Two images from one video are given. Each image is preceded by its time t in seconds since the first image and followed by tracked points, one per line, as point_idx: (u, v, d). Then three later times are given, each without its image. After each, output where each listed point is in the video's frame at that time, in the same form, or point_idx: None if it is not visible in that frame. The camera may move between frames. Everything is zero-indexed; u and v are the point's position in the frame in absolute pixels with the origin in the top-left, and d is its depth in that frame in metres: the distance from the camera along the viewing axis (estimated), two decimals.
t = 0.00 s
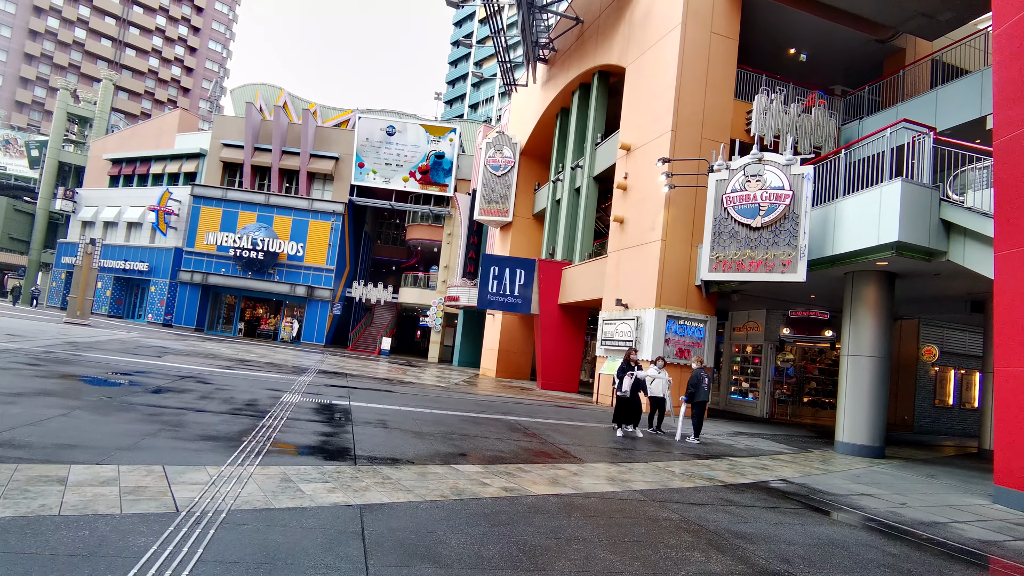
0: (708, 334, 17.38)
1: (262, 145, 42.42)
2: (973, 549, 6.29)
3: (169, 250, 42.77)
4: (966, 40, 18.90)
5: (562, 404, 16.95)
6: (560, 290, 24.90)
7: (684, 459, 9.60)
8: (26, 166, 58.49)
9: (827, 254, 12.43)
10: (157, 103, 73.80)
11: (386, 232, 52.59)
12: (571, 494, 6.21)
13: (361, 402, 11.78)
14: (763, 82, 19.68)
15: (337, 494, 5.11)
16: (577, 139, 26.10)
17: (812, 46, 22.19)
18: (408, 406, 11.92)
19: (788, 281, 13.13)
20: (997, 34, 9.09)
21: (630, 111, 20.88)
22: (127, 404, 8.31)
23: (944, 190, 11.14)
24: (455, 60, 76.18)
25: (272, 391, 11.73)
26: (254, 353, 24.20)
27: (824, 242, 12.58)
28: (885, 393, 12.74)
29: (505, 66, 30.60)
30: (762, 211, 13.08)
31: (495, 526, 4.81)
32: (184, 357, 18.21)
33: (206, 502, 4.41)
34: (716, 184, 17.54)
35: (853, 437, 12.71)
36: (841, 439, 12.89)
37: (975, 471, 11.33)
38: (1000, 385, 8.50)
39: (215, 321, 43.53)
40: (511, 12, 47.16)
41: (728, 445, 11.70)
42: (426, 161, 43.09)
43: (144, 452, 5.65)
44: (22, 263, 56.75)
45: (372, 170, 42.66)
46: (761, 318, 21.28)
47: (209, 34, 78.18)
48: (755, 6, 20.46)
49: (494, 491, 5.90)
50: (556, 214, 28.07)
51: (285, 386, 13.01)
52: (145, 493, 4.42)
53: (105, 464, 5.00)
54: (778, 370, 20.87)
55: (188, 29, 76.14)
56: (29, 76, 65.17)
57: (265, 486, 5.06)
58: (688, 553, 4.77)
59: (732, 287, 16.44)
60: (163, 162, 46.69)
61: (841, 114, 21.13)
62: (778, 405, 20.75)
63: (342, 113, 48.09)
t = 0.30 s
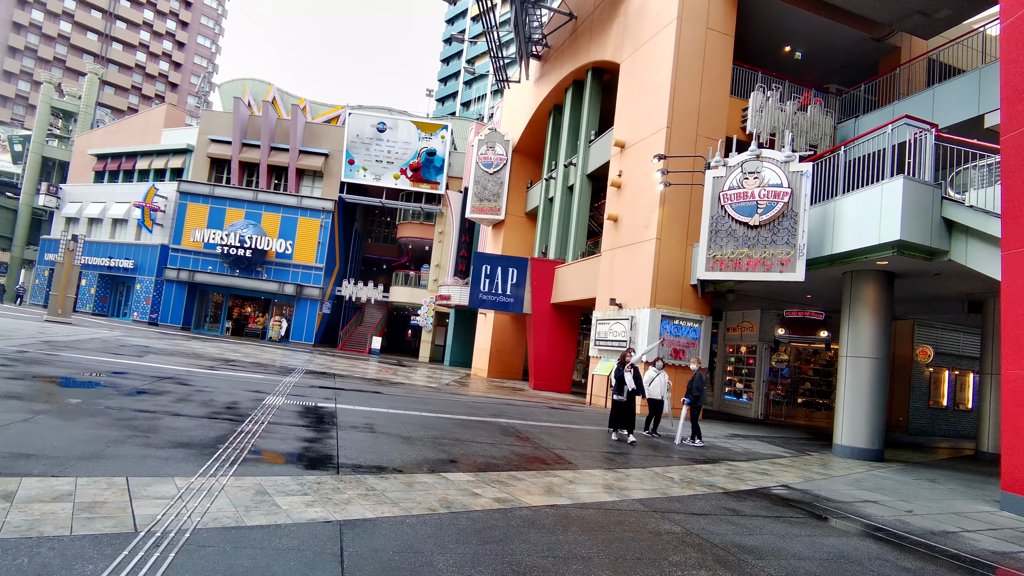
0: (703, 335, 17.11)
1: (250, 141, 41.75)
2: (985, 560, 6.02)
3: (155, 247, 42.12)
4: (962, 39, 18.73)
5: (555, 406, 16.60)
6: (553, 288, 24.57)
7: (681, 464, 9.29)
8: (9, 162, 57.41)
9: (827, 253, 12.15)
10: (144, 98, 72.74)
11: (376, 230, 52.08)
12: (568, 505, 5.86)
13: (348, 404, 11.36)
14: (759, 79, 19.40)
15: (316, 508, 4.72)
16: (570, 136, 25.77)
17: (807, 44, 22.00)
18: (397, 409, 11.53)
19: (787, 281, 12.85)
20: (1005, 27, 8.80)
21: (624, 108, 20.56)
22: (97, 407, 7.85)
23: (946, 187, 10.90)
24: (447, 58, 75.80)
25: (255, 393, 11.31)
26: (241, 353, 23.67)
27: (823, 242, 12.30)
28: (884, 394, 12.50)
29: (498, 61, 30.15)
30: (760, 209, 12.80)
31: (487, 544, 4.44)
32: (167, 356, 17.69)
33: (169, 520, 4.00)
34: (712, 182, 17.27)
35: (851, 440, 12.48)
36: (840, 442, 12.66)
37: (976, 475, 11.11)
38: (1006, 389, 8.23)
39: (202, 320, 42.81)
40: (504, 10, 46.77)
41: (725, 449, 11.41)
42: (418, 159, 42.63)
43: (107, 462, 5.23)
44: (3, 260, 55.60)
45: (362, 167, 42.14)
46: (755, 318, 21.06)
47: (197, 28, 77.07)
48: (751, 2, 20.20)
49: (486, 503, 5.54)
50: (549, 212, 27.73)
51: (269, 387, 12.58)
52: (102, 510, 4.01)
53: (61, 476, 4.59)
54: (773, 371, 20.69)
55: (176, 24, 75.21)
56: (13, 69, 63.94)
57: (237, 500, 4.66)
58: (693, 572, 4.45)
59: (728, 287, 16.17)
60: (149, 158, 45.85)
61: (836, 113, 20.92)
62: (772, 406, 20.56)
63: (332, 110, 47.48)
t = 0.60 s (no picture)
0: (704, 334, 16.82)
1: (244, 138, 41.29)
2: (1012, 568, 5.73)
3: (147, 246, 41.99)
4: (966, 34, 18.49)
5: (554, 406, 16.26)
6: (551, 286, 24.27)
7: (688, 467, 8.97)
8: None
9: (833, 250, 11.87)
10: (138, 95, 72.07)
11: (372, 229, 51.69)
12: (574, 512, 5.53)
13: (342, 404, 11.00)
14: (761, 74, 19.11)
15: (305, 517, 4.37)
16: (569, 133, 25.47)
17: (808, 40, 21.74)
18: (393, 409, 11.18)
19: (792, 278, 12.54)
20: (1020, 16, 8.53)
21: (624, 104, 20.25)
22: (77, 407, 7.48)
23: (957, 182, 10.63)
24: (443, 56, 75.50)
25: (246, 392, 10.95)
26: (233, 352, 23.26)
27: (829, 238, 12.04)
28: (892, 394, 12.24)
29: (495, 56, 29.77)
30: (765, 205, 12.50)
31: (490, 556, 4.10)
32: (157, 355, 17.31)
33: (141, 531, 3.65)
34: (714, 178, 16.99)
35: (858, 441, 12.22)
36: (846, 442, 12.43)
37: (988, 478, 10.84)
38: None
39: (195, 319, 42.28)
40: (502, 7, 46.44)
41: (730, 450, 11.11)
42: (414, 156, 42.23)
43: (80, 467, 4.88)
44: None
45: (358, 165, 41.67)
46: (757, 317, 20.77)
47: (192, 26, 76.93)
48: None
49: (488, 510, 5.20)
50: (547, 210, 27.43)
51: (261, 387, 12.22)
52: (68, 521, 3.66)
53: (27, 483, 4.23)
54: (774, 371, 20.44)
55: (171, 20, 74.66)
56: (4, 66, 63.19)
57: (220, 509, 4.31)
58: None
59: (730, 285, 15.88)
60: (142, 155, 45.31)
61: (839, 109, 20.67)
62: (774, 406, 20.34)
63: (327, 107, 47.04)
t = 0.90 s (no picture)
0: (706, 335, 16.51)
1: (238, 136, 40.84)
2: None
3: (140, 245, 41.71)
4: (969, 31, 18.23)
5: (553, 408, 15.91)
6: (549, 286, 23.96)
7: (694, 473, 8.64)
8: None
9: (842, 248, 11.56)
10: (132, 94, 71.44)
11: (368, 228, 51.30)
12: (581, 526, 5.19)
13: (335, 408, 10.64)
14: (764, 70, 18.78)
15: (290, 538, 4.01)
16: (568, 131, 25.16)
17: (810, 36, 21.46)
18: (388, 412, 10.83)
19: (799, 278, 12.20)
20: None
21: (624, 100, 19.93)
22: (53, 413, 7.09)
23: (969, 178, 10.32)
24: (440, 55, 75.20)
25: (236, 395, 10.58)
26: (227, 353, 22.85)
27: (837, 236, 11.73)
28: (901, 396, 11.91)
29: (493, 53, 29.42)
30: (772, 202, 12.17)
31: None
32: (147, 356, 16.91)
33: (104, 558, 3.29)
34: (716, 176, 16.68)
35: (866, 444, 11.92)
36: (853, 445, 12.15)
37: (1001, 483, 10.54)
38: None
39: (189, 319, 41.79)
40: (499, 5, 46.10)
41: (736, 454, 10.79)
42: (411, 155, 41.89)
43: (47, 481, 4.51)
44: None
45: (354, 163, 41.31)
46: (758, 318, 20.47)
47: (187, 24, 76.59)
48: None
49: (488, 525, 4.84)
50: (545, 208, 27.09)
51: (252, 389, 11.84)
52: (22, 547, 3.29)
53: None
54: (775, 372, 20.19)
55: (165, 18, 74.12)
56: None
57: (196, 529, 3.95)
58: None
59: (733, 284, 15.56)
60: (135, 153, 44.78)
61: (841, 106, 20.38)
62: (775, 408, 20.10)
63: (323, 104, 46.61)
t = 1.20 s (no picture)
0: (704, 331, 16.20)
1: (229, 130, 40.19)
2: None
3: (129, 240, 41.10)
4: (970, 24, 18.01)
5: (549, 406, 15.55)
6: (544, 281, 23.64)
7: (697, 472, 8.31)
8: None
9: (846, 241, 11.25)
10: (122, 87, 70.35)
11: (361, 224, 50.77)
12: (582, 530, 4.83)
13: (323, 405, 10.24)
14: (763, 61, 18.45)
15: (265, 548, 3.63)
16: (563, 124, 24.78)
17: (809, 28, 21.18)
18: (379, 409, 10.45)
19: (802, 271, 11.88)
20: None
21: (621, 92, 19.58)
22: (19, 411, 6.66)
23: (977, 169, 10.04)
24: (434, 50, 74.65)
25: (219, 392, 10.15)
26: (214, 349, 22.33)
27: (841, 229, 11.42)
28: (905, 392, 11.62)
29: (487, 46, 28.97)
30: (774, 193, 11.85)
31: None
32: (131, 352, 16.41)
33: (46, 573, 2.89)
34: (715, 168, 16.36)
35: (869, 441, 11.64)
36: (855, 443, 11.89)
37: (1008, 481, 10.28)
38: None
39: (178, 315, 41.20)
40: None
41: (737, 453, 10.46)
42: (404, 149, 41.40)
43: None
44: None
45: (346, 158, 40.78)
46: (756, 313, 20.17)
47: (177, 17, 75.62)
48: None
49: (482, 530, 4.48)
50: (540, 203, 26.72)
51: (236, 386, 11.40)
52: None
53: None
54: (774, 368, 19.97)
55: (155, 11, 73.07)
56: None
57: (159, 538, 3.56)
58: None
59: (732, 279, 15.25)
60: (123, 146, 44.03)
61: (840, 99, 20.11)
62: (774, 405, 19.91)
63: (315, 98, 46.00)
